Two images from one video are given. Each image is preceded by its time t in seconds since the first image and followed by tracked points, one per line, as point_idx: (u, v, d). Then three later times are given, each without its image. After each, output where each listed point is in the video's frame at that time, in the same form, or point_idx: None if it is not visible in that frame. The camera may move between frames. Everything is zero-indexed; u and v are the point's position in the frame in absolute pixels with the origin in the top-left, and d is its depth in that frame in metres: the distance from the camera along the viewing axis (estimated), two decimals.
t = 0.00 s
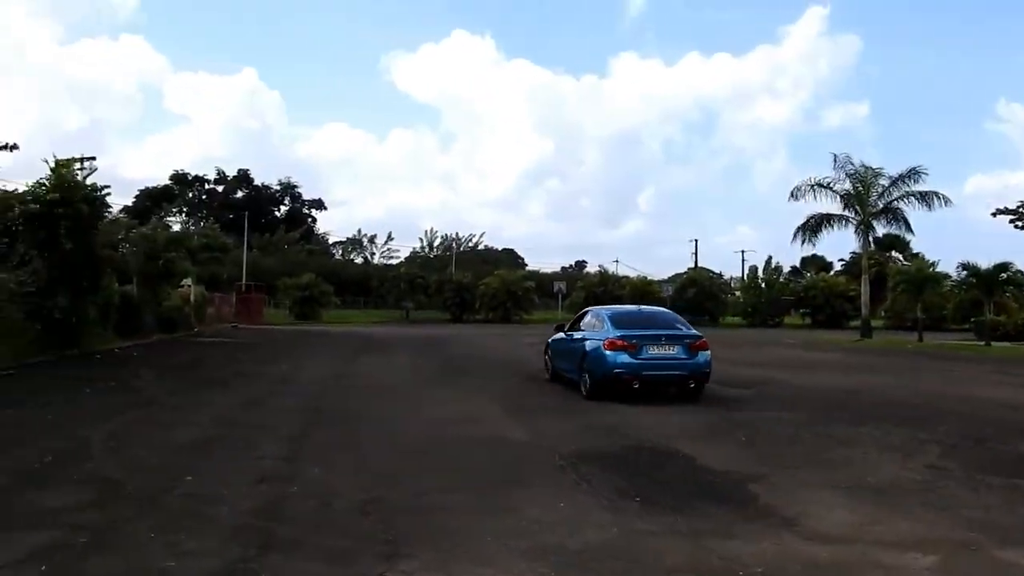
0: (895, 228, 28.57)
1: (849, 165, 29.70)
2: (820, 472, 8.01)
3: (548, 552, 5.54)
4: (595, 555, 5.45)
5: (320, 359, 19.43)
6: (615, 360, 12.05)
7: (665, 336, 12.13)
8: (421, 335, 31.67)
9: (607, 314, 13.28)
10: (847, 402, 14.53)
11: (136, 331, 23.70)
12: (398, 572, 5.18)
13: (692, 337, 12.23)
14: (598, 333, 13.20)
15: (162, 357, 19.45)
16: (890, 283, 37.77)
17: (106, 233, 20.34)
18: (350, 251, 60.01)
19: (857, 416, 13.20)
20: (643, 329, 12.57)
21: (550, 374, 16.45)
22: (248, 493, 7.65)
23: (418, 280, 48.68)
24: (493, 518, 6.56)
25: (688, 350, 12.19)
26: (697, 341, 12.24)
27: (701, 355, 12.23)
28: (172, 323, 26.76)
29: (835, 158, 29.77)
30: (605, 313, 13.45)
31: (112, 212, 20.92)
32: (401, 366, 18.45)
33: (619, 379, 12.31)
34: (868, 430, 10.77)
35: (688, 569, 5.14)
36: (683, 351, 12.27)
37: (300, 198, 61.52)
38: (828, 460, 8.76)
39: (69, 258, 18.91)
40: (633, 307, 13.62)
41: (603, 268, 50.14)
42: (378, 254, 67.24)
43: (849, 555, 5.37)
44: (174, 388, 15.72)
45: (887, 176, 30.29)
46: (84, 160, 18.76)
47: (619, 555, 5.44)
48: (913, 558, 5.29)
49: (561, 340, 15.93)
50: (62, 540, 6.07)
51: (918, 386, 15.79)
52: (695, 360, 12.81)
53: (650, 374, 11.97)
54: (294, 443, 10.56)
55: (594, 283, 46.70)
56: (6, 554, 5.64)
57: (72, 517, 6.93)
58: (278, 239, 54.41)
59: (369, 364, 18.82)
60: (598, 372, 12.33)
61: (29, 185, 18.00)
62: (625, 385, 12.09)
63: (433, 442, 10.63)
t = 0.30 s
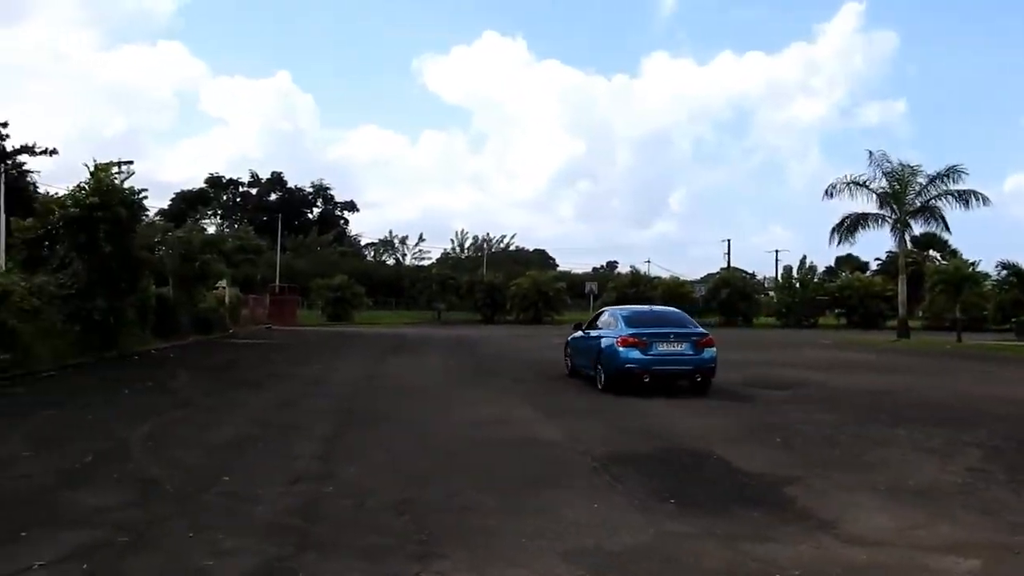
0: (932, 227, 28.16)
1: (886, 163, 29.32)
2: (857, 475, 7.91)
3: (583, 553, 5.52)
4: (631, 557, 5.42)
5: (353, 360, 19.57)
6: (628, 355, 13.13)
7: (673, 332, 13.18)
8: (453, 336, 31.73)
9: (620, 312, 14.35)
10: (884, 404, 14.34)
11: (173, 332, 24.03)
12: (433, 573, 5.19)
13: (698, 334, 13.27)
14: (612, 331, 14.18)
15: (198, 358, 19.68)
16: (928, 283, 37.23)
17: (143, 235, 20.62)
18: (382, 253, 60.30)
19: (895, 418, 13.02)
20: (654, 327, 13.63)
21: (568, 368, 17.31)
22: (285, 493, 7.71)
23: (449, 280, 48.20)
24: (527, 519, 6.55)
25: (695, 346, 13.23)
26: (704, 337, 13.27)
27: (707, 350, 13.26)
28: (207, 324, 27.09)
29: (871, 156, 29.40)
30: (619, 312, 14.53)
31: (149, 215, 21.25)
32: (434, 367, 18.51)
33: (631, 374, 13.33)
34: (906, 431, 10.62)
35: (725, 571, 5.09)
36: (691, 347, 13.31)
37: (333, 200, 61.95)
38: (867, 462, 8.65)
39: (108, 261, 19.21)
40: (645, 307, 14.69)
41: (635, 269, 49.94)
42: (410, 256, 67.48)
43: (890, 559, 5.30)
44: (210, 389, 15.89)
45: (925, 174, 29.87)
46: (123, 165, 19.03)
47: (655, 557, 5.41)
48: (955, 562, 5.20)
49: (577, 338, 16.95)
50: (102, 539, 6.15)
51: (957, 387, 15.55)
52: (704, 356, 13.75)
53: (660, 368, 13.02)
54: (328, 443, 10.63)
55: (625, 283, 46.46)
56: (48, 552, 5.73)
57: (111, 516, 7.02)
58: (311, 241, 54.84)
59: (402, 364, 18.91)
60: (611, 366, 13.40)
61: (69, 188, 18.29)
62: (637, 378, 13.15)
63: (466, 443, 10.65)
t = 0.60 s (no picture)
0: (952, 228, 27.94)
1: (904, 164, 29.13)
2: (875, 478, 7.88)
3: (600, 555, 5.53)
4: (649, 559, 5.42)
5: (370, 362, 19.65)
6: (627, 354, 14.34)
7: (668, 333, 14.46)
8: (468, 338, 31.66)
9: (619, 313, 15.59)
10: (904, 406, 14.25)
11: (191, 333, 24.21)
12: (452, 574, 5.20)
13: (692, 334, 14.51)
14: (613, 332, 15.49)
15: (216, 359, 19.82)
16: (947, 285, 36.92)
17: (161, 236, 20.77)
18: (398, 254, 60.41)
19: (914, 420, 12.94)
20: (651, 328, 14.85)
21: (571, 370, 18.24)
22: (303, 494, 7.76)
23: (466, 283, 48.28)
24: (544, 520, 6.56)
25: (690, 345, 14.44)
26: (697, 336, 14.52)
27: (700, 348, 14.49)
28: (225, 326, 27.26)
29: (889, 156, 29.20)
30: (618, 314, 15.77)
31: (168, 216, 21.39)
32: (449, 369, 18.51)
33: (630, 371, 14.52)
34: (926, 434, 10.54)
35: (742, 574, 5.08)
36: (685, 346, 14.54)
37: (350, 201, 62.12)
38: (886, 465, 8.60)
39: (127, 263, 19.38)
40: (643, 309, 15.91)
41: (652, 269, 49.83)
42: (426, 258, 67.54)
43: (912, 562, 5.27)
44: (228, 390, 15.99)
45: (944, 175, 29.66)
46: (142, 168, 19.12)
47: (673, 559, 5.41)
48: (975, 566, 5.18)
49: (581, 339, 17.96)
50: (123, 539, 6.21)
51: (976, 389, 15.44)
52: (697, 354, 15.12)
53: (655, 364, 14.23)
54: (346, 444, 10.68)
55: (642, 285, 45.63)
56: (70, 552, 5.78)
57: (131, 517, 7.09)
58: (327, 242, 55.04)
59: (417, 366, 18.95)
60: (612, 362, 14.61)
61: (91, 191, 18.44)
62: (634, 374, 14.36)
63: (481, 444, 10.68)
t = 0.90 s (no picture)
0: (975, 231, 27.65)
1: (925, 167, 28.89)
2: (896, 485, 7.81)
3: (618, 560, 5.53)
4: (666, 564, 5.41)
5: (388, 365, 19.72)
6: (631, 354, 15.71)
7: (669, 335, 15.88)
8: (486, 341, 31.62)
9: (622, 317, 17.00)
10: (926, 412, 14.10)
11: (211, 337, 24.29)
12: None
13: (690, 337, 15.97)
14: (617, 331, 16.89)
15: (235, 362, 19.95)
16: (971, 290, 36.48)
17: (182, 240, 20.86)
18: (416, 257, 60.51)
19: (936, 426, 12.81)
20: (651, 330, 16.27)
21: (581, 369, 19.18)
22: (322, 496, 7.80)
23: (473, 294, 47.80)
24: (563, 525, 6.55)
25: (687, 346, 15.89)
26: (695, 339, 15.97)
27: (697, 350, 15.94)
28: (245, 328, 27.45)
29: (910, 159, 28.96)
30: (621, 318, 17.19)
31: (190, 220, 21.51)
32: (467, 372, 18.54)
33: (633, 369, 15.88)
34: (948, 440, 10.43)
35: None
36: (683, 348, 15.97)
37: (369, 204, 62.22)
38: (907, 471, 8.52)
39: (147, 265, 19.57)
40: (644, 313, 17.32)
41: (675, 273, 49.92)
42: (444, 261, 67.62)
43: (933, 569, 5.23)
44: (248, 392, 16.10)
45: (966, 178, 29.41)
46: (163, 173, 19.14)
47: (690, 564, 5.40)
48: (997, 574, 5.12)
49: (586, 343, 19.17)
50: (143, 540, 6.26)
51: (1000, 394, 15.26)
52: (695, 356, 16.55)
53: (656, 364, 15.63)
54: (364, 447, 10.71)
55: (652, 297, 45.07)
56: (92, 552, 5.84)
57: (150, 519, 7.15)
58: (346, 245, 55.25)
59: (435, 369, 18.99)
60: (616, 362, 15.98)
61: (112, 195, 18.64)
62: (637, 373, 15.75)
63: (499, 448, 10.69)
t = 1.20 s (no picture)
0: (1001, 231, 27.37)
1: (950, 166, 28.59)
2: (917, 491, 7.75)
3: (640, 563, 5.52)
4: (688, 568, 5.40)
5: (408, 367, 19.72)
6: (638, 353, 16.86)
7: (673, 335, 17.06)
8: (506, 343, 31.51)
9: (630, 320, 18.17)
10: (951, 416, 13.94)
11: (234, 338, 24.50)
12: None
13: (693, 337, 17.16)
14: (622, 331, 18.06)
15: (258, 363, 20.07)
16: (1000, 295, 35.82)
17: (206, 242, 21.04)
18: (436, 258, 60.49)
19: (960, 429, 12.66)
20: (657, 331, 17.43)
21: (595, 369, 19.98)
22: (345, 498, 7.85)
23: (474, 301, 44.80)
24: (586, 528, 6.55)
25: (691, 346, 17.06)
26: (698, 339, 17.15)
27: (700, 348, 17.11)
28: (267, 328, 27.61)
29: (935, 158, 28.65)
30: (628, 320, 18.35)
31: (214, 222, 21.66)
32: (488, 375, 18.52)
33: (640, 367, 16.98)
34: (973, 444, 10.31)
35: None
36: (687, 347, 17.13)
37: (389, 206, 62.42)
38: (931, 476, 8.43)
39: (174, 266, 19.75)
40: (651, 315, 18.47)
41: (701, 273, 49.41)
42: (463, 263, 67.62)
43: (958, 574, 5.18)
44: (269, 394, 16.15)
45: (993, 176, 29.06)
46: (189, 175, 19.31)
47: (712, 568, 5.39)
48: None
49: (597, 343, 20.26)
50: (172, 539, 6.32)
51: None
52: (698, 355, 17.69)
53: (662, 362, 16.80)
54: (387, 449, 10.75)
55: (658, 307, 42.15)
56: (121, 550, 5.91)
57: (178, 519, 7.22)
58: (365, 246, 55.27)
59: (455, 372, 18.96)
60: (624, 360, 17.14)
61: (139, 197, 18.89)
62: (643, 370, 16.92)
63: (518, 451, 10.68)
